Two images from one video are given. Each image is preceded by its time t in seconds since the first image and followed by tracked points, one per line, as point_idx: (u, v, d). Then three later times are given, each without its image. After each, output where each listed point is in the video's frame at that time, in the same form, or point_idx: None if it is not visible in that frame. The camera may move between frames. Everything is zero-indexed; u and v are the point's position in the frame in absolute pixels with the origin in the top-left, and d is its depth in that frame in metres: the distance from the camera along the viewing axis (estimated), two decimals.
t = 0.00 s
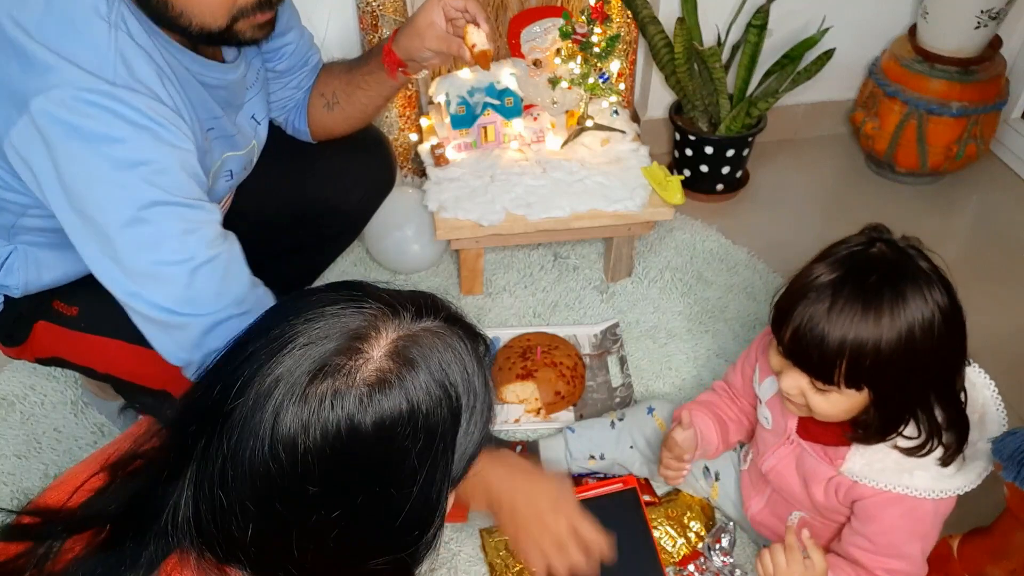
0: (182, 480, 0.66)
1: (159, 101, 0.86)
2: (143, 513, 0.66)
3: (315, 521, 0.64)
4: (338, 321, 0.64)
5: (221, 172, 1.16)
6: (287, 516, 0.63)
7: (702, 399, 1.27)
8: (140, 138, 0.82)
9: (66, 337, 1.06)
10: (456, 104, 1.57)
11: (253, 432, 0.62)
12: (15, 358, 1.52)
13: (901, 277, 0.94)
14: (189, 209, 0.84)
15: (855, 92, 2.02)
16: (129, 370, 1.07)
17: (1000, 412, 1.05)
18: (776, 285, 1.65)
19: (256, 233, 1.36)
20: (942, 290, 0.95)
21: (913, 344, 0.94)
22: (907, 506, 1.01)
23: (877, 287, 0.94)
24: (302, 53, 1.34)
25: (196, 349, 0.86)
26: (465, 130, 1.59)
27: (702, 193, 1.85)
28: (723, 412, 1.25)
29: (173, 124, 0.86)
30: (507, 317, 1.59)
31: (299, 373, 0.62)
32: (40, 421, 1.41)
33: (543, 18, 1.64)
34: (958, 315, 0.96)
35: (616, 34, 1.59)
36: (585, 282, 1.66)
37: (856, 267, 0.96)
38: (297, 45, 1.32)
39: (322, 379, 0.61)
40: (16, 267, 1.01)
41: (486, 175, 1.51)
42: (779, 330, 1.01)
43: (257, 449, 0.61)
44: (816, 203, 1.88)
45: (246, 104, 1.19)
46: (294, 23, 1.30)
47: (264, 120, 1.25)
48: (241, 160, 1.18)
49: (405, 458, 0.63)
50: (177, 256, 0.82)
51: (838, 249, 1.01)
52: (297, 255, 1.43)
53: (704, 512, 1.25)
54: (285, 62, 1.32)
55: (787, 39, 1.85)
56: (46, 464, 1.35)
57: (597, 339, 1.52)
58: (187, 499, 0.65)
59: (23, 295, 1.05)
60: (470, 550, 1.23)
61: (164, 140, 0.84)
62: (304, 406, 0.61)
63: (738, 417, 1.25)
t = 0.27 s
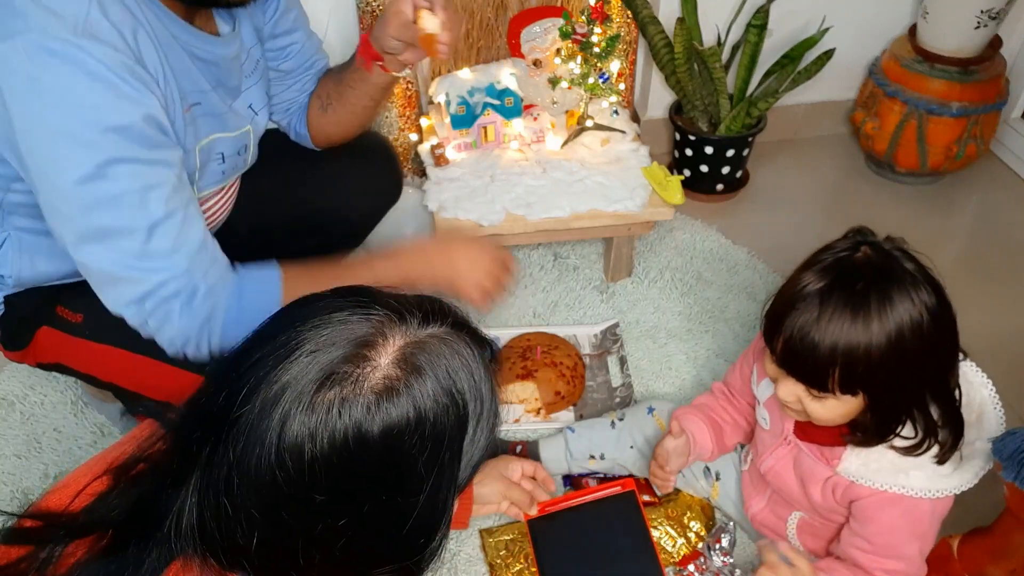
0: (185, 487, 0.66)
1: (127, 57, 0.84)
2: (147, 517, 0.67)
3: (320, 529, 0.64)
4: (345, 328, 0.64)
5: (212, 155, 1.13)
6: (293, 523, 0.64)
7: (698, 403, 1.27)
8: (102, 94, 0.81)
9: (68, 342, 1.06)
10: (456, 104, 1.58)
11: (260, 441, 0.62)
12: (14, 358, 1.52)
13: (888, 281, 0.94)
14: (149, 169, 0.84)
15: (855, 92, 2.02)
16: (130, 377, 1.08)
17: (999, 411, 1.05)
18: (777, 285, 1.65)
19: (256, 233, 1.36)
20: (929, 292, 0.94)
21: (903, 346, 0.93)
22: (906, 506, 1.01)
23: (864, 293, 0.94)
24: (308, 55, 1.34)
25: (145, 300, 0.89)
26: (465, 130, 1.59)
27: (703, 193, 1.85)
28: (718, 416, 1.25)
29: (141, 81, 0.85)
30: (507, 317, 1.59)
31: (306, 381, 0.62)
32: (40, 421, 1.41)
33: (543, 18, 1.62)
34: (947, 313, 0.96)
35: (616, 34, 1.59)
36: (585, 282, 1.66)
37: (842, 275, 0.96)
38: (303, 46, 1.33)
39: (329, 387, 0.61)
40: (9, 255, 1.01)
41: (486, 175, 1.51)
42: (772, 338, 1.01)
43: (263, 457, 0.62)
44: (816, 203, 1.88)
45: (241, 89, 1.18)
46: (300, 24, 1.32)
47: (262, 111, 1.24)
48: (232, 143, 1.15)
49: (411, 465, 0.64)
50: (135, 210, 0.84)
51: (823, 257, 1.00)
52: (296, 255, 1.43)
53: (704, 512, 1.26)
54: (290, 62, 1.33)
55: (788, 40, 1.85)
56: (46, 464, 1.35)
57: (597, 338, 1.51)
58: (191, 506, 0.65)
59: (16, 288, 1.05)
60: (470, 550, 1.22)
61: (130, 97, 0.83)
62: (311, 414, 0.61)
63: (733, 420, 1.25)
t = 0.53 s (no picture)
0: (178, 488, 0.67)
1: (129, 40, 0.90)
2: (139, 519, 0.68)
3: (312, 530, 0.64)
4: (332, 328, 0.65)
5: (213, 143, 1.14)
6: (284, 525, 0.64)
7: (694, 410, 1.28)
8: (102, 74, 0.87)
9: (69, 339, 1.06)
10: (456, 104, 1.58)
11: (248, 442, 0.62)
12: (14, 358, 1.52)
13: (869, 280, 0.94)
14: (140, 147, 0.93)
15: (855, 91, 2.02)
16: (128, 374, 1.09)
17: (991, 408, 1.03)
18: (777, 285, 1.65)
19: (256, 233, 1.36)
20: (912, 288, 0.95)
21: (887, 344, 0.94)
22: (890, 493, 1.01)
23: (846, 293, 0.95)
24: (314, 56, 1.34)
25: (121, 265, 0.98)
26: (465, 130, 1.59)
27: (703, 193, 1.85)
28: (712, 421, 1.25)
29: (139, 63, 0.92)
30: (507, 317, 1.59)
31: (293, 381, 0.62)
32: (40, 421, 1.41)
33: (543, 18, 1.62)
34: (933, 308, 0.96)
35: (616, 34, 1.58)
36: (585, 282, 1.66)
37: (821, 278, 0.96)
38: (310, 46, 1.33)
39: (316, 387, 0.61)
40: (8, 243, 1.02)
41: (486, 175, 1.51)
42: (761, 343, 1.01)
43: (252, 458, 0.62)
44: (816, 203, 1.88)
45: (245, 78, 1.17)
46: (309, 23, 1.31)
47: (269, 106, 1.25)
48: (236, 133, 1.16)
49: (402, 465, 0.64)
50: (123, 184, 0.93)
51: (807, 257, 1.00)
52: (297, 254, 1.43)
53: (704, 512, 1.26)
54: (296, 63, 1.34)
55: (788, 39, 1.85)
56: (46, 464, 1.35)
57: (598, 338, 1.52)
58: (181, 509, 0.66)
59: (14, 280, 1.06)
60: (470, 550, 1.23)
61: (128, 77, 0.89)
62: (298, 415, 0.61)
63: (728, 423, 1.25)
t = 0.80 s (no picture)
0: (168, 504, 0.66)
1: (128, 34, 0.90)
2: (131, 538, 0.66)
3: (307, 542, 0.65)
4: (316, 337, 0.66)
5: (214, 138, 1.14)
6: (279, 538, 0.64)
7: (691, 411, 1.28)
8: (100, 68, 0.87)
9: (67, 332, 1.05)
10: (456, 104, 1.58)
11: (239, 455, 0.63)
12: (15, 358, 1.52)
13: (857, 276, 0.95)
14: (140, 143, 0.93)
15: (855, 92, 2.02)
16: (126, 368, 1.07)
17: (984, 405, 1.03)
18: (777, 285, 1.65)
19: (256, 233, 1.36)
20: (901, 282, 0.95)
21: (877, 340, 0.94)
22: (877, 484, 1.01)
23: (834, 287, 0.95)
24: (310, 49, 1.35)
25: (124, 262, 0.98)
26: (465, 130, 1.60)
27: (703, 193, 1.85)
28: (708, 422, 1.25)
29: (138, 58, 0.92)
30: (507, 317, 1.59)
31: (281, 395, 0.63)
32: (40, 421, 1.41)
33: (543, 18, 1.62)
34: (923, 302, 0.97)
35: (616, 34, 1.58)
36: (585, 282, 1.66)
37: (809, 273, 0.96)
38: (306, 39, 1.34)
39: (304, 399, 0.63)
40: (11, 241, 1.02)
41: (486, 175, 1.51)
42: (750, 338, 1.01)
43: (244, 472, 0.63)
44: (816, 203, 1.88)
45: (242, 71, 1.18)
46: (304, 16, 1.32)
47: (266, 100, 1.25)
48: (235, 125, 1.16)
49: (394, 475, 0.65)
50: (124, 181, 0.93)
51: (796, 253, 1.01)
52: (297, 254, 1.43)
53: (704, 512, 1.25)
54: (292, 56, 1.34)
55: (788, 39, 1.85)
56: (46, 464, 1.35)
57: (598, 338, 1.52)
58: (173, 525, 0.65)
59: (16, 276, 1.06)
60: (470, 550, 1.23)
61: (127, 71, 0.89)
62: (287, 426, 0.62)
63: (726, 421, 1.25)
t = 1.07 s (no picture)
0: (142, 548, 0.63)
1: (132, 33, 0.90)
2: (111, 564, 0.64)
3: None
4: (302, 376, 0.63)
5: (216, 134, 1.14)
6: None
7: (691, 411, 1.27)
8: (106, 67, 0.87)
9: (68, 339, 1.05)
10: (456, 104, 1.58)
11: (219, 501, 0.60)
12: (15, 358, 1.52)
13: (853, 274, 0.95)
14: (148, 142, 0.93)
15: (855, 92, 2.02)
16: (127, 374, 1.07)
17: (988, 403, 1.03)
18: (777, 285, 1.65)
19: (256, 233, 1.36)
20: (899, 279, 0.94)
21: (875, 338, 0.94)
22: (885, 485, 1.01)
23: (831, 285, 0.95)
24: (295, 41, 1.35)
25: (136, 265, 0.98)
26: (465, 130, 1.60)
27: (703, 193, 1.85)
28: (709, 422, 1.25)
29: (144, 56, 0.92)
30: (507, 317, 1.59)
31: (262, 439, 0.60)
32: (40, 421, 1.41)
33: (543, 18, 1.62)
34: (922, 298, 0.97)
35: (616, 34, 1.58)
36: (585, 282, 1.66)
37: (804, 271, 0.97)
38: (291, 30, 1.34)
39: (286, 442, 0.60)
40: (12, 246, 1.03)
41: (486, 175, 1.51)
42: (749, 336, 1.02)
43: (223, 517, 0.60)
44: (816, 203, 1.88)
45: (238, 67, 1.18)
46: (288, 7, 1.33)
47: (260, 92, 1.25)
48: (235, 122, 1.16)
49: (381, 520, 0.62)
50: (133, 181, 0.93)
51: (796, 251, 1.01)
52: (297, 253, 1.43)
53: (704, 512, 1.26)
54: (278, 50, 1.35)
55: (788, 40, 1.85)
56: (46, 464, 1.35)
57: (598, 338, 1.52)
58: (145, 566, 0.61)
59: (18, 282, 1.06)
60: (470, 550, 1.23)
61: (133, 70, 0.89)
62: (268, 472, 0.59)
63: (729, 420, 1.25)
